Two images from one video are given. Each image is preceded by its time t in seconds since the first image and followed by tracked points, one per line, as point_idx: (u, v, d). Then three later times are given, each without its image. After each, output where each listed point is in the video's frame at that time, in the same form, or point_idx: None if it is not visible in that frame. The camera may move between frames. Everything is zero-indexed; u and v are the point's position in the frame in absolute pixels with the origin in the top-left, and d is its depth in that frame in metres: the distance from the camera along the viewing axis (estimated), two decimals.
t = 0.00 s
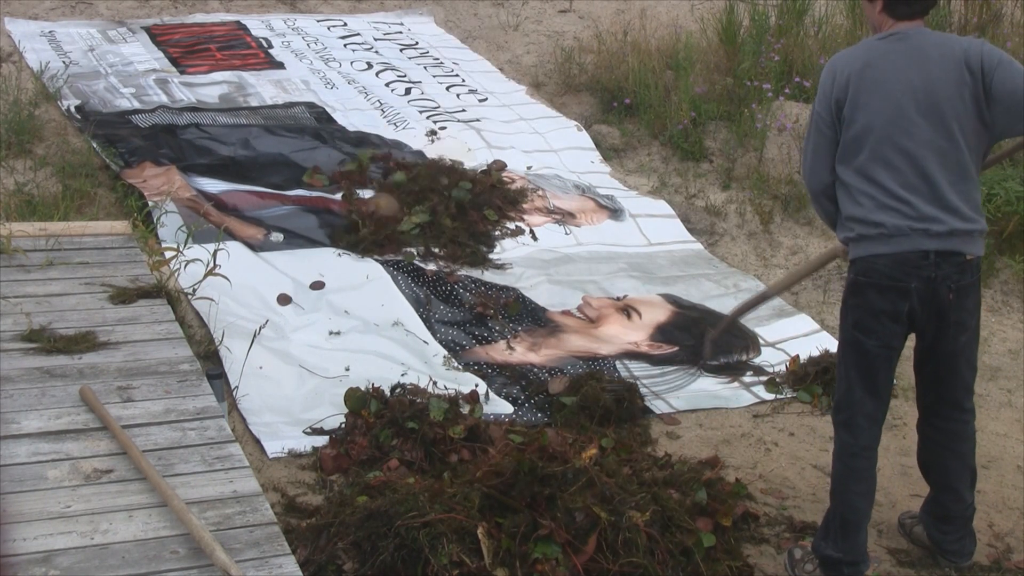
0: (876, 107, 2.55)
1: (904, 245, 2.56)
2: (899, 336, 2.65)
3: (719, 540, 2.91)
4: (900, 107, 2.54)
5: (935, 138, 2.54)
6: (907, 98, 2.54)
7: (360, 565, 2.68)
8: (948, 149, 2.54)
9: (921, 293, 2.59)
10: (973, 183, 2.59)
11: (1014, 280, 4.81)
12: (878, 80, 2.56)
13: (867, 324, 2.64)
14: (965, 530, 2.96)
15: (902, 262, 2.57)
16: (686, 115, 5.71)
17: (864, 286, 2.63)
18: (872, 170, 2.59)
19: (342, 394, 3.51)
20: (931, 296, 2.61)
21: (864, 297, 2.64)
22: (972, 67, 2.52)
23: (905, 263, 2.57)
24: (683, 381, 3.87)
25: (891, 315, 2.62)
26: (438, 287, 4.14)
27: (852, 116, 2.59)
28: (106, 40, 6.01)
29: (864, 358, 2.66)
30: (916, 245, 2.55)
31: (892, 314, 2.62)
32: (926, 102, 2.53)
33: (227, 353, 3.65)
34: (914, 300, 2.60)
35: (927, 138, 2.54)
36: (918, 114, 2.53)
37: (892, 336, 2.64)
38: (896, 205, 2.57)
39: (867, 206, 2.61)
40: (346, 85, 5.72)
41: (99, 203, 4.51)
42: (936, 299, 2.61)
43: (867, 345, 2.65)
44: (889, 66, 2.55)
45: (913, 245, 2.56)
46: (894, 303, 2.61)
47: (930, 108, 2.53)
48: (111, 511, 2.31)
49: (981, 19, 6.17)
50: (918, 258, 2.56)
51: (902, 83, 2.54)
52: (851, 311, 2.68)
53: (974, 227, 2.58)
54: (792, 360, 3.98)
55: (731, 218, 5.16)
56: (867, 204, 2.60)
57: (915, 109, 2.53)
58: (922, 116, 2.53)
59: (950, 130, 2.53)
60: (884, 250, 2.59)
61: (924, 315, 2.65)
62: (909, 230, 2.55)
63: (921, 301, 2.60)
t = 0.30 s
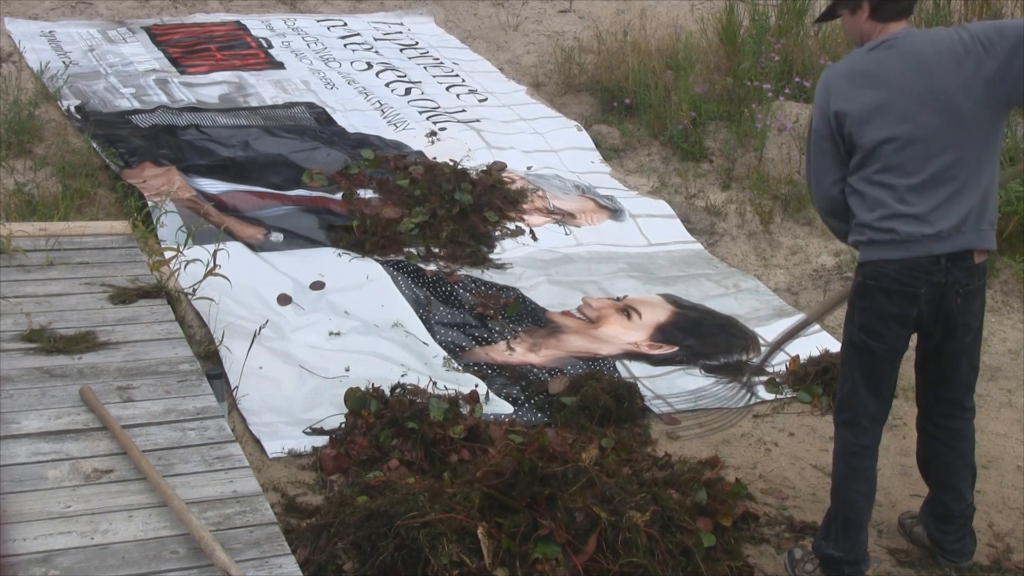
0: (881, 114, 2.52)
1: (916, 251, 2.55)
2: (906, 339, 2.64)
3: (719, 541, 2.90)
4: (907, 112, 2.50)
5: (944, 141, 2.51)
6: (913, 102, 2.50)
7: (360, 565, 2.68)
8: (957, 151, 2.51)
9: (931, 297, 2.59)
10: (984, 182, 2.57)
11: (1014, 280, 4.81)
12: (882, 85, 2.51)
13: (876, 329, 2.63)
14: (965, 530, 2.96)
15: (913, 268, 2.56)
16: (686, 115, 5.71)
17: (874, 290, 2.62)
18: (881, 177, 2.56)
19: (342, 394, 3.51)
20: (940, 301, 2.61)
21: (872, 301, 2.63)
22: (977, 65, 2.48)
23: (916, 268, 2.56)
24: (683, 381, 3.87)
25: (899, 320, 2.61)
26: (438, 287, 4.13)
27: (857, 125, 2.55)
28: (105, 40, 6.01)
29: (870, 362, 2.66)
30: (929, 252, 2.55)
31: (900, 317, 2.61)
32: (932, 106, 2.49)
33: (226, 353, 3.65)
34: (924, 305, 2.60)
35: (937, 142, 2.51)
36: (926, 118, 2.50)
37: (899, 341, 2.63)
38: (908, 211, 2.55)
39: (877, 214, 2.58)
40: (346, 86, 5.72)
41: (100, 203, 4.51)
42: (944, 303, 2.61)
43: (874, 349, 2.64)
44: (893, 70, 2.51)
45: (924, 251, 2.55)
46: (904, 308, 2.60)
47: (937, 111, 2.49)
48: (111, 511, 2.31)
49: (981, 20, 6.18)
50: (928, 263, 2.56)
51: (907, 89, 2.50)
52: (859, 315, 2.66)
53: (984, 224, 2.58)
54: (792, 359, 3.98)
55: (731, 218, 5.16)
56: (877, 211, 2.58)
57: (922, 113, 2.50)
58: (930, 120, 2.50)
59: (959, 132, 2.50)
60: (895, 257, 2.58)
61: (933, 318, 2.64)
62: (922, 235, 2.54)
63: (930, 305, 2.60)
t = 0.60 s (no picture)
0: (875, 126, 2.49)
1: (925, 259, 2.52)
2: (913, 347, 2.62)
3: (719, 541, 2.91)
4: (900, 120, 2.48)
5: (940, 147, 2.49)
6: (906, 110, 2.48)
7: (360, 565, 2.68)
8: (954, 155, 2.50)
9: (942, 307, 2.58)
10: (979, 185, 2.56)
11: (1014, 280, 4.81)
12: (872, 96, 2.49)
13: (884, 340, 2.60)
14: (965, 532, 2.96)
15: (924, 278, 2.54)
16: (686, 115, 5.71)
17: (883, 303, 2.58)
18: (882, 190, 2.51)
19: (342, 394, 3.51)
20: (950, 308, 2.60)
21: (882, 313, 2.59)
22: (957, 69, 2.51)
23: (925, 278, 2.54)
24: (683, 381, 3.87)
25: (909, 330, 2.59)
26: (437, 287, 4.13)
27: (851, 139, 2.51)
28: (105, 40, 6.01)
29: (877, 371, 2.64)
30: (938, 259, 2.52)
31: (908, 328, 2.59)
32: (923, 112, 2.48)
33: (226, 353, 3.65)
34: (933, 315, 2.59)
35: (934, 148, 2.48)
36: (920, 125, 2.48)
37: (906, 349, 2.61)
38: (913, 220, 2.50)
39: (882, 226, 2.53)
40: (346, 86, 5.72)
41: (100, 203, 4.51)
42: (954, 309, 2.61)
43: (882, 360, 2.62)
44: (880, 80, 2.50)
45: (934, 259, 2.52)
46: (913, 319, 2.58)
47: (929, 116, 2.48)
48: (111, 511, 2.31)
49: (982, 20, 6.17)
50: (938, 271, 2.53)
51: (897, 99, 2.48)
52: (866, 326, 2.62)
53: (984, 225, 2.57)
54: (792, 359, 3.98)
55: (731, 218, 5.16)
56: (881, 224, 2.53)
57: (915, 120, 2.48)
58: (924, 126, 2.48)
59: (953, 135, 2.49)
60: (905, 268, 2.54)
61: (941, 323, 2.64)
62: (930, 241, 2.50)
63: (940, 312, 2.59)
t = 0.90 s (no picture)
0: (863, 138, 2.49)
1: (928, 266, 2.50)
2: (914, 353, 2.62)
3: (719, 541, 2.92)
4: (889, 132, 2.50)
5: (929, 156, 2.51)
6: (892, 122, 2.51)
7: (360, 564, 2.68)
8: (942, 163, 2.52)
9: (944, 315, 2.57)
10: (967, 193, 2.59)
11: (1014, 280, 4.81)
12: (858, 111, 2.51)
13: (887, 347, 2.58)
14: (964, 531, 2.96)
15: (928, 285, 2.52)
16: (686, 115, 5.72)
17: (887, 312, 2.55)
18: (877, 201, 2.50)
19: (342, 394, 3.51)
20: (953, 315, 2.60)
21: (885, 322, 2.56)
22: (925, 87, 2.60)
23: (929, 287, 2.52)
24: (683, 381, 3.87)
25: (911, 338, 2.58)
26: (438, 287, 4.13)
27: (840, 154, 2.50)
28: (105, 40, 6.01)
29: (879, 377, 2.62)
30: (940, 266, 2.51)
31: (911, 335, 2.58)
32: (907, 123, 2.51)
33: (226, 353, 3.65)
34: (936, 322, 2.58)
35: (923, 156, 2.50)
36: (908, 136, 2.51)
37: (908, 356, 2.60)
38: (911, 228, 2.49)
39: (881, 238, 2.51)
40: (346, 86, 5.72)
41: (100, 203, 4.51)
42: (956, 316, 2.61)
43: (884, 367, 2.60)
44: (863, 97, 2.53)
45: (937, 265, 2.50)
46: (916, 327, 2.57)
47: (915, 128, 2.52)
48: (112, 510, 2.31)
49: (981, 20, 6.17)
50: (942, 279, 2.52)
51: (879, 112, 2.51)
52: (868, 334, 2.59)
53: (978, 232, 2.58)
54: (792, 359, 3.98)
55: (731, 218, 5.16)
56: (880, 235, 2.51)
57: (901, 131, 2.50)
58: (909, 137, 2.51)
59: (940, 145, 2.53)
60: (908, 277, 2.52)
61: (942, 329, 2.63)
62: (930, 247, 2.49)
63: (943, 318, 2.59)
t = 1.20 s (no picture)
0: (857, 120, 2.51)
1: (909, 255, 2.51)
2: (899, 344, 2.62)
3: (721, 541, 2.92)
4: (886, 116, 2.52)
5: (920, 144, 2.52)
6: (891, 106, 2.52)
7: (360, 565, 2.68)
8: (933, 154, 2.53)
9: (925, 302, 2.57)
10: (958, 187, 2.59)
11: (1014, 280, 4.81)
12: (857, 92, 2.53)
13: (870, 337, 2.60)
14: (964, 532, 2.96)
15: (907, 275, 2.53)
16: (686, 115, 5.72)
17: (866, 299, 2.57)
18: (864, 184, 2.52)
19: (342, 394, 3.51)
20: (935, 303, 2.59)
21: (866, 310, 2.58)
22: (932, 77, 2.60)
23: (909, 274, 2.53)
24: (684, 381, 3.87)
25: (894, 326, 2.59)
26: (438, 287, 4.13)
27: (833, 133, 2.53)
28: (105, 40, 6.01)
29: (863, 368, 2.63)
30: (921, 253, 2.51)
31: (892, 324, 2.58)
32: (904, 110, 2.53)
33: (227, 353, 3.65)
34: (917, 309, 2.58)
35: (913, 144, 2.52)
36: (906, 122, 2.52)
37: (892, 347, 2.61)
38: (894, 215, 2.51)
39: (864, 222, 2.52)
40: (346, 86, 5.72)
41: (99, 203, 4.51)
42: (938, 305, 2.60)
43: (867, 357, 2.61)
44: (866, 79, 2.55)
45: (918, 254, 2.51)
46: (900, 315, 2.57)
47: (913, 115, 2.53)
48: (112, 511, 2.31)
49: (981, 20, 6.17)
50: (922, 266, 2.52)
51: (878, 95, 2.53)
52: (851, 325, 2.62)
53: (966, 228, 2.58)
54: (792, 359, 3.98)
55: (731, 218, 5.16)
56: (864, 219, 2.52)
57: (897, 116, 2.52)
58: (904, 123, 2.52)
59: (934, 135, 2.54)
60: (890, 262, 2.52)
61: (927, 319, 2.63)
62: (911, 237, 2.50)
63: (926, 306, 2.58)
